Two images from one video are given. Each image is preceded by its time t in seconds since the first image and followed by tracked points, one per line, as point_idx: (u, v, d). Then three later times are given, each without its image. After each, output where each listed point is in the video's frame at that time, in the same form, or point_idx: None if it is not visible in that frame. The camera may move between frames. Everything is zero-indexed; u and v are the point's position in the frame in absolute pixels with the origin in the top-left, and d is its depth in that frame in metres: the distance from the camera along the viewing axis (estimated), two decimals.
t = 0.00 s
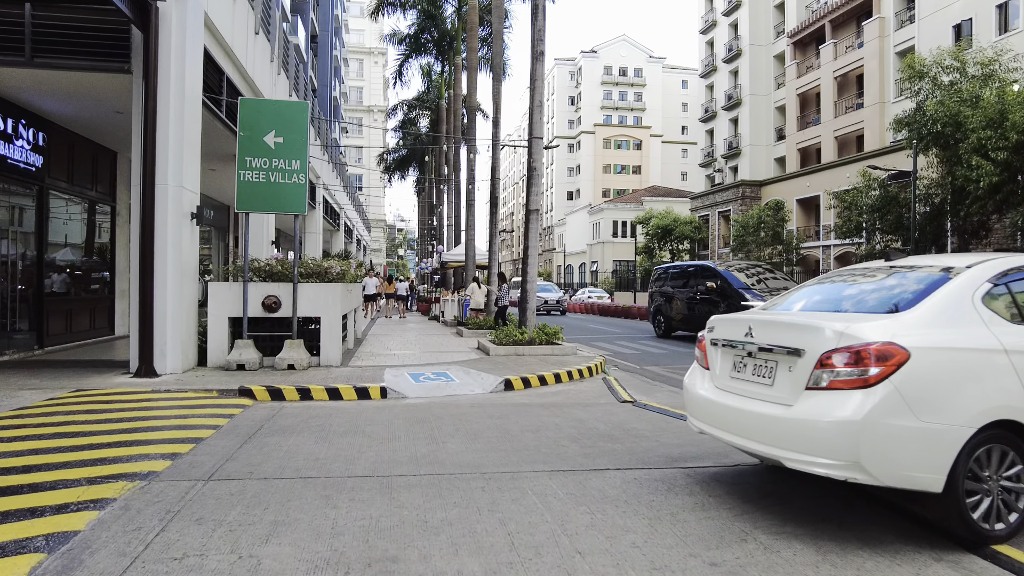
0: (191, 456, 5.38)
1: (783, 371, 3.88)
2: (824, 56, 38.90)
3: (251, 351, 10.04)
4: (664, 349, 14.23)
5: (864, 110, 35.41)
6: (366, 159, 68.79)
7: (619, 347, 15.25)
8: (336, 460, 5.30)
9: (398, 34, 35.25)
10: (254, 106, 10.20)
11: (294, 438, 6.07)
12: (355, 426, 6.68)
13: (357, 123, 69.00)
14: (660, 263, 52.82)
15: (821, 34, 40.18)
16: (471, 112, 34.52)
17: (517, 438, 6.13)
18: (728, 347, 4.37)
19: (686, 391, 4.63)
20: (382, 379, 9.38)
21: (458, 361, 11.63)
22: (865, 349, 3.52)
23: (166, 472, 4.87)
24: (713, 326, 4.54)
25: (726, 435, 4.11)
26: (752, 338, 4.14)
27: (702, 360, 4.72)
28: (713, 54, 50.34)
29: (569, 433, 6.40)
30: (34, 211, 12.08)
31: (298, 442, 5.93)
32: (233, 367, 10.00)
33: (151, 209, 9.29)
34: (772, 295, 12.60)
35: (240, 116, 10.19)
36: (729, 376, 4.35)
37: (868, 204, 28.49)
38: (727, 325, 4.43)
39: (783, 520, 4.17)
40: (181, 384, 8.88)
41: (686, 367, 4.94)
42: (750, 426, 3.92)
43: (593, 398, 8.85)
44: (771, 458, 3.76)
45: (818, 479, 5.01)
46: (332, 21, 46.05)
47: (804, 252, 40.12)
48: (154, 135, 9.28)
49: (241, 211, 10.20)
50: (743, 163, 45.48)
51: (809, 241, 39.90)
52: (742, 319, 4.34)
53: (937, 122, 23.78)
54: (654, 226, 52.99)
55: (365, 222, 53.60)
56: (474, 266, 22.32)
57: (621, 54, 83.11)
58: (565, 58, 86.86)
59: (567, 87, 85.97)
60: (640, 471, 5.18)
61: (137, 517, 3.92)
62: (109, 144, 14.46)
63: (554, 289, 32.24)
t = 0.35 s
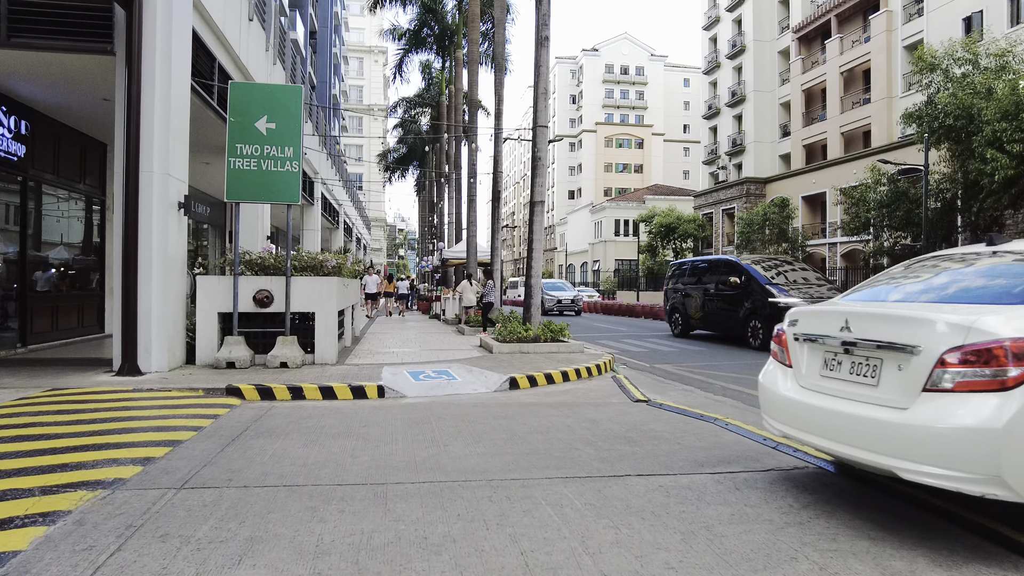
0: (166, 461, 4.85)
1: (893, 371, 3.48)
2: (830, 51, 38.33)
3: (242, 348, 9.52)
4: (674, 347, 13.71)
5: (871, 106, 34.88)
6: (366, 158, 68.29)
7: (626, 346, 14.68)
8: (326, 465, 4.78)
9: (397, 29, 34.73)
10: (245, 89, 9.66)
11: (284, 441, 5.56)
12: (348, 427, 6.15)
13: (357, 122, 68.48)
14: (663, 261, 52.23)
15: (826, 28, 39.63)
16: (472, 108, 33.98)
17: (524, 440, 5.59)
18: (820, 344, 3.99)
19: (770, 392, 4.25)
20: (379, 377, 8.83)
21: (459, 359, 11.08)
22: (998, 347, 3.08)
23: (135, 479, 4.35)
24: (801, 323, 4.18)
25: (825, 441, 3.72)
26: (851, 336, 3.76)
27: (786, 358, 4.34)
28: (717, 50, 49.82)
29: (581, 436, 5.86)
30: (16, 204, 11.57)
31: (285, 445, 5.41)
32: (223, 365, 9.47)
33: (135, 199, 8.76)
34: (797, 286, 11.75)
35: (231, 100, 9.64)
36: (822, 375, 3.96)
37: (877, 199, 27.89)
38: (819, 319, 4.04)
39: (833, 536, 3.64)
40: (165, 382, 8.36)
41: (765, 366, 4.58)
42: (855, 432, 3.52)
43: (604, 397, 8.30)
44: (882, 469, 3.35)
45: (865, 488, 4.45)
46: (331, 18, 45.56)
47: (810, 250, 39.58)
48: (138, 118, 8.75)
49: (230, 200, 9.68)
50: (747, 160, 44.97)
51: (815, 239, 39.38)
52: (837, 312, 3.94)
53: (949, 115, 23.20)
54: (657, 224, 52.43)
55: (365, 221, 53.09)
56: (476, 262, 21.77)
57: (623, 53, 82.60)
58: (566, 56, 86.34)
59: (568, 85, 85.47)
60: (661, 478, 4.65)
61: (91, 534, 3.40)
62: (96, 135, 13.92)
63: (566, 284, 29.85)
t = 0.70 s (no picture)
0: (149, 471, 4.32)
1: None
2: (847, 44, 37.49)
3: (243, 346, 9.01)
4: (696, 348, 13.11)
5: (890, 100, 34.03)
6: (375, 157, 68.00)
7: (645, 345, 14.07)
8: (327, 477, 4.24)
9: (406, 24, 34.26)
10: (246, 72, 9.13)
11: (284, 448, 5.02)
12: (354, 432, 5.58)
13: (366, 121, 68.23)
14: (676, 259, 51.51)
15: (842, 21, 38.80)
16: (481, 104, 33.45)
17: (549, 447, 5.02)
18: (953, 343, 3.53)
19: (887, 397, 3.79)
20: (387, 377, 8.26)
21: (472, 357, 10.52)
22: None
23: (107, 494, 3.82)
24: (924, 318, 3.72)
25: (969, 453, 3.29)
26: (1000, 333, 3.30)
27: (902, 358, 3.86)
28: (729, 45, 49.05)
29: (612, 443, 5.28)
30: (11, 198, 11.13)
31: (285, 453, 4.86)
32: (222, 363, 8.95)
33: (130, 188, 8.25)
34: (836, 282, 11.03)
35: (231, 83, 9.11)
36: (956, 379, 3.50)
37: (898, 194, 27.12)
38: (950, 316, 3.58)
39: (928, 567, 3.04)
40: (160, 382, 7.85)
41: (874, 368, 4.07)
42: (1015, 444, 3.08)
43: (629, 399, 7.72)
44: None
45: (947, 503, 3.85)
46: (340, 15, 45.22)
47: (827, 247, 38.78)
48: (132, 101, 8.25)
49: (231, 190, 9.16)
50: (762, 157, 44.23)
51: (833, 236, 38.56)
52: (974, 307, 3.48)
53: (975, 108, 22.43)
54: (670, 222, 51.70)
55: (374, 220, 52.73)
56: (487, 260, 21.19)
57: (633, 50, 81.87)
58: (575, 54, 85.70)
59: (578, 83, 84.79)
60: (709, 493, 4.07)
61: (43, 563, 2.86)
62: (95, 125, 13.46)
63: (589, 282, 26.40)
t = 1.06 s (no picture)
0: (123, 486, 3.78)
1: None
2: (872, 36, 36.49)
3: (246, 345, 8.50)
4: (723, 349, 12.42)
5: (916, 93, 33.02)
6: (389, 155, 67.78)
7: (668, 345, 13.44)
8: (325, 496, 3.68)
9: (420, 19, 33.82)
10: (247, 55, 8.65)
11: (281, 459, 4.47)
12: (359, 440, 5.02)
13: (380, 120, 68.06)
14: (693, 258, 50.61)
15: (866, 13, 37.83)
16: (497, 101, 32.93)
17: (578, 461, 4.42)
18: None
19: None
20: (398, 378, 7.70)
21: (488, 358, 9.94)
22: None
23: (68, 515, 3.27)
24: None
25: None
26: None
27: None
28: (748, 40, 48.14)
29: (648, 456, 4.67)
30: (10, 191, 10.71)
31: (281, 465, 4.31)
32: (224, 363, 8.45)
33: (125, 177, 7.75)
34: (882, 279, 10.32)
35: (233, 66, 8.61)
36: None
37: (927, 189, 26.12)
38: None
39: None
40: (156, 382, 7.34)
41: None
42: None
43: (659, 404, 7.09)
44: None
45: None
46: (353, 13, 44.89)
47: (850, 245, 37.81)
48: (127, 82, 7.76)
49: (233, 178, 8.70)
50: (782, 153, 43.29)
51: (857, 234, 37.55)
52: None
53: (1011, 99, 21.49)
54: (687, 220, 50.83)
55: (388, 218, 52.43)
56: (502, 257, 20.62)
57: (648, 47, 80.94)
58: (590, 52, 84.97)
59: (593, 81, 84.07)
60: (771, 519, 3.45)
61: None
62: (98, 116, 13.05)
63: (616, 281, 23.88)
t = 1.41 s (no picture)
0: (54, 521, 3.13)
1: None
2: (882, 31, 35.77)
3: (230, 348, 7.87)
4: (739, 351, 11.76)
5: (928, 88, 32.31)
6: (391, 154, 67.16)
7: (679, 346, 12.79)
8: (297, 535, 3.04)
9: (421, 14, 33.18)
10: (233, 35, 8.02)
11: (251, 483, 3.83)
12: (345, 459, 4.39)
13: (382, 118, 67.46)
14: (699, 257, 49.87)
15: (876, 7, 37.12)
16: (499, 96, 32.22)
17: (597, 487, 3.78)
18: None
19: None
20: (394, 384, 7.05)
21: (492, 361, 9.30)
22: None
23: None
24: None
25: None
26: None
27: None
28: (754, 36, 47.42)
29: (678, 479, 4.03)
30: None
31: (248, 492, 3.66)
32: (206, 367, 7.82)
33: (97, 166, 7.12)
34: (912, 276, 9.75)
35: (218, 46, 7.98)
36: None
37: (940, 184, 25.35)
38: None
39: None
40: (129, 388, 6.70)
41: None
42: None
43: (680, 413, 6.45)
44: None
45: None
46: (354, 9, 44.25)
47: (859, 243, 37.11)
48: (98, 62, 7.13)
49: (218, 168, 8.07)
50: (789, 150, 42.58)
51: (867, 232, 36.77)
52: None
53: None
54: (692, 219, 50.09)
55: (389, 216, 51.80)
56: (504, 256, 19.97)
57: (652, 45, 80.18)
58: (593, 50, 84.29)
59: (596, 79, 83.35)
60: (840, 565, 2.82)
61: None
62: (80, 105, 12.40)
63: (631, 276, 22.27)
